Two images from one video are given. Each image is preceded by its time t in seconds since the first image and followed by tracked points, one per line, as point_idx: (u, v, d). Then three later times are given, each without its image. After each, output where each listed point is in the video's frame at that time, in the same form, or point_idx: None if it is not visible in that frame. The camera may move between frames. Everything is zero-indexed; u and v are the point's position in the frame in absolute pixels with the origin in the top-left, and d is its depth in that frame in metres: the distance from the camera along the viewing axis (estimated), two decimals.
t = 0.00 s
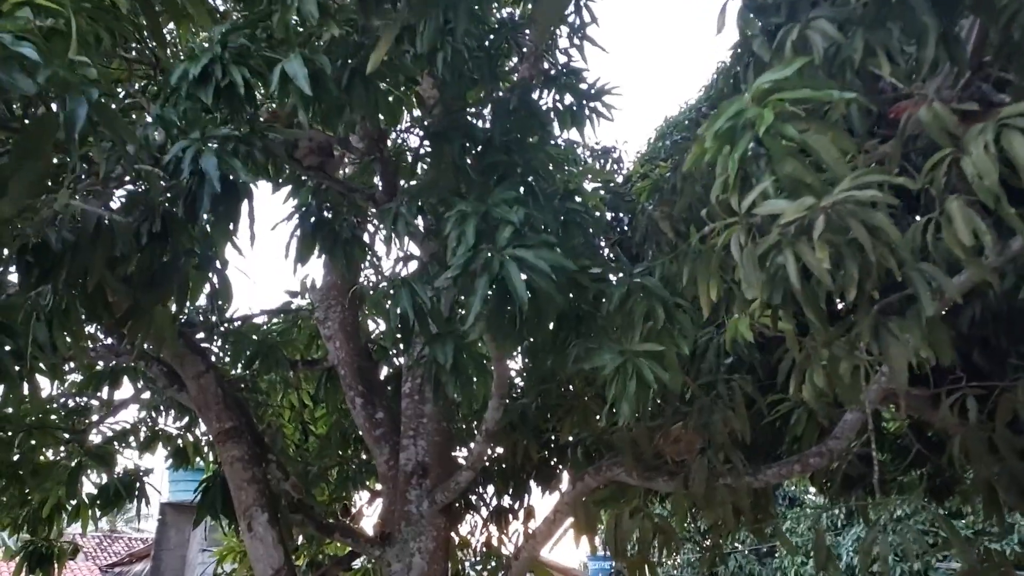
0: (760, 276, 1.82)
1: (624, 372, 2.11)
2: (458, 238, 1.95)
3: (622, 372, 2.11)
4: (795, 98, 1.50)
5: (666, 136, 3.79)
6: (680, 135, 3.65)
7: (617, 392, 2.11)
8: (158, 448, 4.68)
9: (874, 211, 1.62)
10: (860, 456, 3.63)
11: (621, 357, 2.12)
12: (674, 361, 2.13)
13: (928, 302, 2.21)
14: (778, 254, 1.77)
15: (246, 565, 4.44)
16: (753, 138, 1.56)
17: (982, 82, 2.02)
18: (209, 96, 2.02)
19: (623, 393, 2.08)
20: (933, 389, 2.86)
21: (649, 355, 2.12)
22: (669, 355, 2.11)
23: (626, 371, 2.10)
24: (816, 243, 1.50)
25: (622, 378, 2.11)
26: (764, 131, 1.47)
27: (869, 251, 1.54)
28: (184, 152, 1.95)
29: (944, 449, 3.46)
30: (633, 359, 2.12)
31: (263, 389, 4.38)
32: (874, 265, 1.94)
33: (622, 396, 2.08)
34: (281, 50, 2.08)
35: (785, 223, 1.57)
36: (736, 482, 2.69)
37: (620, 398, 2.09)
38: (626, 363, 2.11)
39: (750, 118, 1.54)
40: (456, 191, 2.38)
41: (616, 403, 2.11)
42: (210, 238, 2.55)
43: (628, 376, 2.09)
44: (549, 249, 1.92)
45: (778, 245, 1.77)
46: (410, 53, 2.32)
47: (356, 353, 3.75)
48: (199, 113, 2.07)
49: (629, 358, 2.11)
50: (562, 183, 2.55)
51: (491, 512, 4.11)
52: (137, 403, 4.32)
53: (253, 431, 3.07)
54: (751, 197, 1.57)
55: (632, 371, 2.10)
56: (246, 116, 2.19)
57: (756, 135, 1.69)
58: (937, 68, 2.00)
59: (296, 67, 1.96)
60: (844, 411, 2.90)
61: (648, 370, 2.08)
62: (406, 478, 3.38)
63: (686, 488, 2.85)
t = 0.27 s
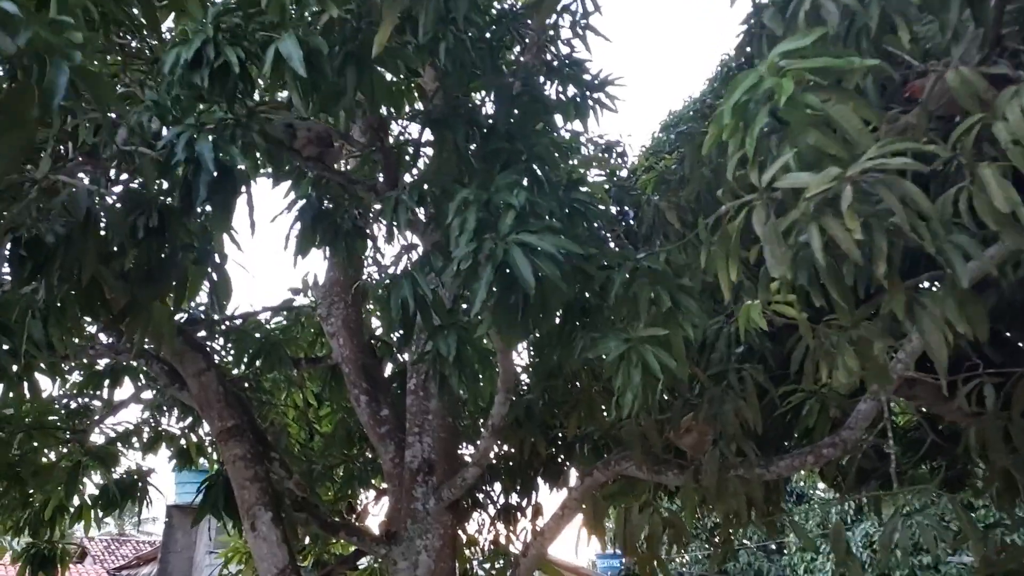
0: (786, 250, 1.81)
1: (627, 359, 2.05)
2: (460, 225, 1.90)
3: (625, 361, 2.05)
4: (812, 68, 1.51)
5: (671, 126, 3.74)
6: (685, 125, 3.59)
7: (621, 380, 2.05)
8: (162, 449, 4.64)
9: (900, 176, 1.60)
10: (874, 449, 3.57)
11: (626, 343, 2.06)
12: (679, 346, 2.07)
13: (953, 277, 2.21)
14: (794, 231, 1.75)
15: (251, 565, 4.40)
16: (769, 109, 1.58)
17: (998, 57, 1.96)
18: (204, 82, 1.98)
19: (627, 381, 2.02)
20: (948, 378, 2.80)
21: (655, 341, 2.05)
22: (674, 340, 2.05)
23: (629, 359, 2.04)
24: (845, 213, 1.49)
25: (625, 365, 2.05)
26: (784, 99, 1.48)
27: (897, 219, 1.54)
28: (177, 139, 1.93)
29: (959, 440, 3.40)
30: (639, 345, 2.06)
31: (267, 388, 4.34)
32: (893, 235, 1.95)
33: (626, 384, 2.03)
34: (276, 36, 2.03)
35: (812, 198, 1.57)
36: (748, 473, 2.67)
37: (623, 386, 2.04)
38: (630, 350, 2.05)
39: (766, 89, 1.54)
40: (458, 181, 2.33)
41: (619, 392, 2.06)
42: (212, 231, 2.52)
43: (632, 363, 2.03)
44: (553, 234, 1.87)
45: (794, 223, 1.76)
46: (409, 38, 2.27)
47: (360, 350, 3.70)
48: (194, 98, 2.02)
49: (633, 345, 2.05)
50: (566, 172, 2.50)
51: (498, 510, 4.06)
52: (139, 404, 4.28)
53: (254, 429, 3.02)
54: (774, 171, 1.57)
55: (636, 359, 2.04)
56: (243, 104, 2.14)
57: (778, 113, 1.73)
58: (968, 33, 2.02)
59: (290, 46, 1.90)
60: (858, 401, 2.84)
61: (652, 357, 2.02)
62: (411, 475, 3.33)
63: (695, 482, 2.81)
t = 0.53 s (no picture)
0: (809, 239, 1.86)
1: (644, 345, 1.97)
2: (464, 216, 1.82)
3: (641, 347, 1.97)
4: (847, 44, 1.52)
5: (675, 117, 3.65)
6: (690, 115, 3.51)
7: (637, 367, 1.96)
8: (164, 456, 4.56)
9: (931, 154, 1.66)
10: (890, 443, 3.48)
11: (641, 328, 1.98)
12: (697, 327, 1.98)
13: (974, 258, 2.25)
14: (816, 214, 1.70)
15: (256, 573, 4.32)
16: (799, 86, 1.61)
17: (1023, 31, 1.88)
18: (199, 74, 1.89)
19: (644, 368, 1.94)
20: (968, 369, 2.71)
21: (671, 326, 1.98)
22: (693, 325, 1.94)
23: (645, 344, 1.96)
24: (894, 191, 1.50)
25: (641, 352, 1.96)
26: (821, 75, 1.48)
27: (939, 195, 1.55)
28: (167, 130, 1.83)
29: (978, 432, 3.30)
30: (656, 329, 1.98)
31: (269, 392, 4.25)
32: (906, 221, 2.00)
33: (643, 372, 1.94)
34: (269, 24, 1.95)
35: (849, 177, 1.59)
36: (767, 472, 2.56)
37: (641, 373, 1.95)
38: (645, 334, 1.97)
39: (797, 63, 1.55)
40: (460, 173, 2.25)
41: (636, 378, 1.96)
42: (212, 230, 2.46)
43: (648, 348, 1.95)
44: (561, 224, 1.79)
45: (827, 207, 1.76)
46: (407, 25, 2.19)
47: (363, 352, 3.62)
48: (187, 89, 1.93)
49: (649, 328, 1.97)
50: (571, 161, 2.41)
51: (507, 513, 3.97)
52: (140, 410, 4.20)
53: (257, 435, 2.94)
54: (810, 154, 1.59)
55: (654, 342, 1.96)
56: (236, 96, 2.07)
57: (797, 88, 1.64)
58: (992, 8, 2.09)
59: (286, 30, 1.81)
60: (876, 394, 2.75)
61: (671, 340, 1.93)
62: (418, 479, 3.25)
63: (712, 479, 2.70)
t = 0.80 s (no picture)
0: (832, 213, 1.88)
1: (656, 340, 1.90)
2: (467, 201, 1.76)
3: (653, 342, 1.90)
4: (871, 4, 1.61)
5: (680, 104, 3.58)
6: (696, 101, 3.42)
7: (648, 362, 1.90)
8: (170, 459, 4.51)
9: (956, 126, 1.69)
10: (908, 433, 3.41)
11: (653, 321, 1.91)
12: (711, 321, 1.91)
13: (996, 236, 2.23)
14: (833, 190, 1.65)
15: None
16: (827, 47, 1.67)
17: None
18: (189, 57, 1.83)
19: (656, 365, 1.87)
20: (990, 354, 2.64)
21: (684, 317, 1.91)
22: (706, 313, 1.91)
23: (657, 339, 1.89)
24: (931, 150, 1.52)
25: (653, 347, 1.89)
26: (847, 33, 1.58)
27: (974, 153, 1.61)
28: (159, 119, 1.77)
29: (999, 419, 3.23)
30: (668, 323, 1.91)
31: (275, 391, 4.21)
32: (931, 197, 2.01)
33: (656, 368, 1.88)
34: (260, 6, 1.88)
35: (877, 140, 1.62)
36: (783, 463, 2.48)
37: (653, 370, 1.88)
38: (658, 329, 1.90)
39: (822, 23, 1.65)
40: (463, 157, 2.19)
41: (647, 374, 1.90)
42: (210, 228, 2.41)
43: (660, 343, 1.88)
44: (568, 206, 1.73)
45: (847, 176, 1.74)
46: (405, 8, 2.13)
47: (369, 349, 3.56)
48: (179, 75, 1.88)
49: (661, 322, 1.90)
50: (575, 147, 2.35)
51: (518, 510, 3.92)
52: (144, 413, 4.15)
53: (261, 436, 2.88)
54: (837, 117, 1.64)
55: (666, 338, 1.89)
56: (231, 84, 2.01)
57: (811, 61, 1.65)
58: None
59: (274, 3, 1.72)
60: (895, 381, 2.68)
61: (684, 335, 1.86)
62: (426, 477, 3.19)
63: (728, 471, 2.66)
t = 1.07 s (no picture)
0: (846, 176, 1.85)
1: (673, 327, 1.84)
2: (479, 186, 1.72)
3: (671, 329, 1.84)
4: None
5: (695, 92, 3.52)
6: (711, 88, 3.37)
7: (664, 349, 1.84)
8: (187, 459, 4.50)
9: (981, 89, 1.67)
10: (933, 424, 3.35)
11: (670, 307, 1.86)
12: (729, 306, 1.85)
13: None
14: (855, 170, 1.61)
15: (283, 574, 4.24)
16: None
17: None
18: (194, 45, 1.80)
19: (674, 353, 1.81)
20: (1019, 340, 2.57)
21: (702, 303, 1.85)
22: (724, 298, 1.85)
23: (675, 325, 1.83)
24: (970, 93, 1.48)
25: (670, 334, 1.84)
26: None
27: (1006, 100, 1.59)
28: (165, 109, 1.75)
29: None
30: (685, 309, 1.85)
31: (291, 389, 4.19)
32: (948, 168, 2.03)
33: (674, 355, 1.82)
34: None
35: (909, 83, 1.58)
36: (807, 454, 2.43)
37: (670, 358, 1.82)
38: (675, 315, 1.84)
39: None
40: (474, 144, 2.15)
41: (665, 362, 1.84)
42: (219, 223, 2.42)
43: (678, 329, 1.82)
44: (582, 191, 1.69)
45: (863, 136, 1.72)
46: None
47: (384, 345, 3.53)
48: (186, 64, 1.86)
49: (679, 308, 1.85)
50: (589, 134, 2.31)
51: (536, 506, 3.88)
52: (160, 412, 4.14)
53: (276, 432, 2.86)
54: (861, 60, 1.56)
55: (683, 324, 1.83)
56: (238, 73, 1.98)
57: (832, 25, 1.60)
58: None
59: None
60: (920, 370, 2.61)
61: (702, 320, 1.80)
62: (443, 473, 3.16)
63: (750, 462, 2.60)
